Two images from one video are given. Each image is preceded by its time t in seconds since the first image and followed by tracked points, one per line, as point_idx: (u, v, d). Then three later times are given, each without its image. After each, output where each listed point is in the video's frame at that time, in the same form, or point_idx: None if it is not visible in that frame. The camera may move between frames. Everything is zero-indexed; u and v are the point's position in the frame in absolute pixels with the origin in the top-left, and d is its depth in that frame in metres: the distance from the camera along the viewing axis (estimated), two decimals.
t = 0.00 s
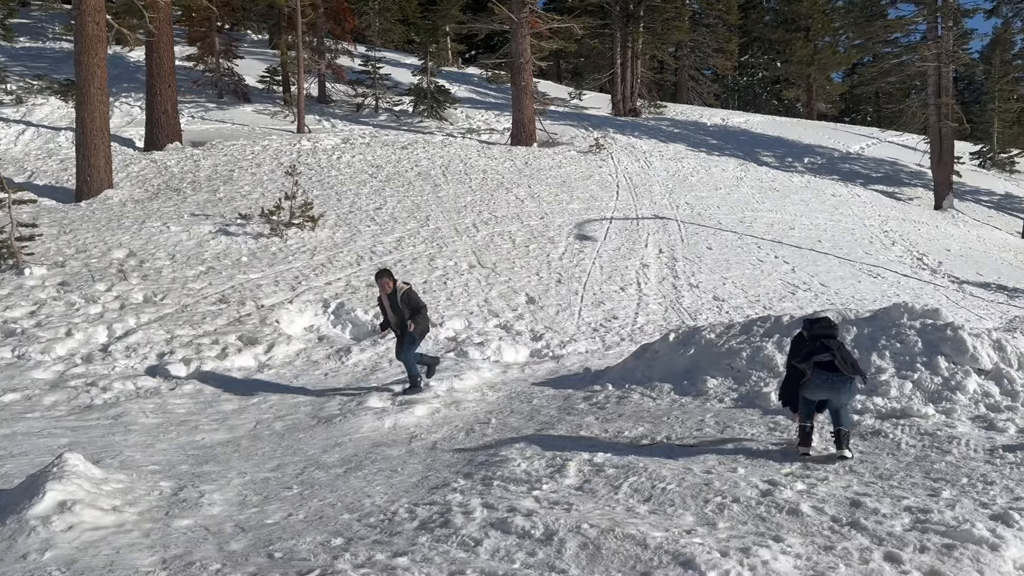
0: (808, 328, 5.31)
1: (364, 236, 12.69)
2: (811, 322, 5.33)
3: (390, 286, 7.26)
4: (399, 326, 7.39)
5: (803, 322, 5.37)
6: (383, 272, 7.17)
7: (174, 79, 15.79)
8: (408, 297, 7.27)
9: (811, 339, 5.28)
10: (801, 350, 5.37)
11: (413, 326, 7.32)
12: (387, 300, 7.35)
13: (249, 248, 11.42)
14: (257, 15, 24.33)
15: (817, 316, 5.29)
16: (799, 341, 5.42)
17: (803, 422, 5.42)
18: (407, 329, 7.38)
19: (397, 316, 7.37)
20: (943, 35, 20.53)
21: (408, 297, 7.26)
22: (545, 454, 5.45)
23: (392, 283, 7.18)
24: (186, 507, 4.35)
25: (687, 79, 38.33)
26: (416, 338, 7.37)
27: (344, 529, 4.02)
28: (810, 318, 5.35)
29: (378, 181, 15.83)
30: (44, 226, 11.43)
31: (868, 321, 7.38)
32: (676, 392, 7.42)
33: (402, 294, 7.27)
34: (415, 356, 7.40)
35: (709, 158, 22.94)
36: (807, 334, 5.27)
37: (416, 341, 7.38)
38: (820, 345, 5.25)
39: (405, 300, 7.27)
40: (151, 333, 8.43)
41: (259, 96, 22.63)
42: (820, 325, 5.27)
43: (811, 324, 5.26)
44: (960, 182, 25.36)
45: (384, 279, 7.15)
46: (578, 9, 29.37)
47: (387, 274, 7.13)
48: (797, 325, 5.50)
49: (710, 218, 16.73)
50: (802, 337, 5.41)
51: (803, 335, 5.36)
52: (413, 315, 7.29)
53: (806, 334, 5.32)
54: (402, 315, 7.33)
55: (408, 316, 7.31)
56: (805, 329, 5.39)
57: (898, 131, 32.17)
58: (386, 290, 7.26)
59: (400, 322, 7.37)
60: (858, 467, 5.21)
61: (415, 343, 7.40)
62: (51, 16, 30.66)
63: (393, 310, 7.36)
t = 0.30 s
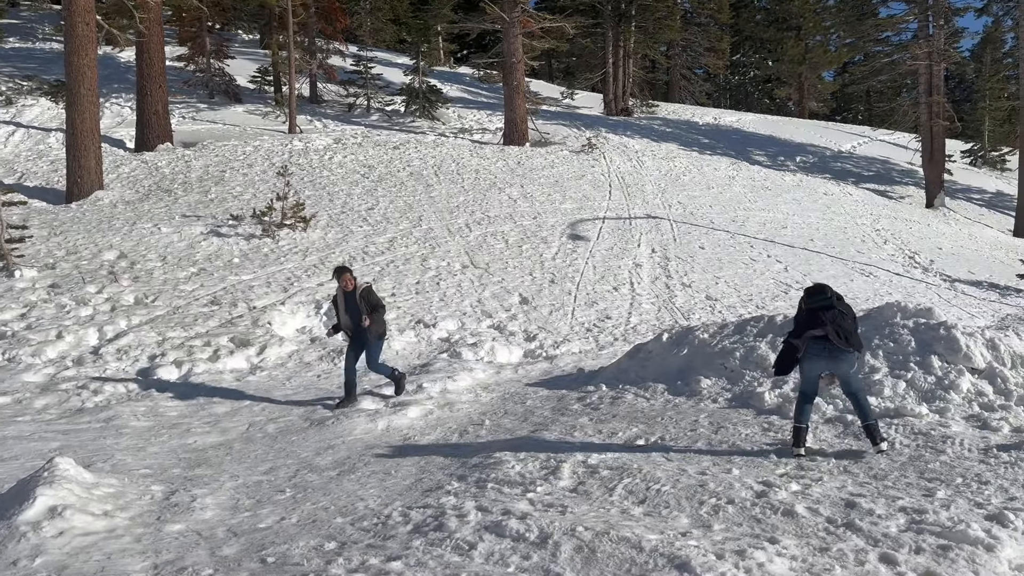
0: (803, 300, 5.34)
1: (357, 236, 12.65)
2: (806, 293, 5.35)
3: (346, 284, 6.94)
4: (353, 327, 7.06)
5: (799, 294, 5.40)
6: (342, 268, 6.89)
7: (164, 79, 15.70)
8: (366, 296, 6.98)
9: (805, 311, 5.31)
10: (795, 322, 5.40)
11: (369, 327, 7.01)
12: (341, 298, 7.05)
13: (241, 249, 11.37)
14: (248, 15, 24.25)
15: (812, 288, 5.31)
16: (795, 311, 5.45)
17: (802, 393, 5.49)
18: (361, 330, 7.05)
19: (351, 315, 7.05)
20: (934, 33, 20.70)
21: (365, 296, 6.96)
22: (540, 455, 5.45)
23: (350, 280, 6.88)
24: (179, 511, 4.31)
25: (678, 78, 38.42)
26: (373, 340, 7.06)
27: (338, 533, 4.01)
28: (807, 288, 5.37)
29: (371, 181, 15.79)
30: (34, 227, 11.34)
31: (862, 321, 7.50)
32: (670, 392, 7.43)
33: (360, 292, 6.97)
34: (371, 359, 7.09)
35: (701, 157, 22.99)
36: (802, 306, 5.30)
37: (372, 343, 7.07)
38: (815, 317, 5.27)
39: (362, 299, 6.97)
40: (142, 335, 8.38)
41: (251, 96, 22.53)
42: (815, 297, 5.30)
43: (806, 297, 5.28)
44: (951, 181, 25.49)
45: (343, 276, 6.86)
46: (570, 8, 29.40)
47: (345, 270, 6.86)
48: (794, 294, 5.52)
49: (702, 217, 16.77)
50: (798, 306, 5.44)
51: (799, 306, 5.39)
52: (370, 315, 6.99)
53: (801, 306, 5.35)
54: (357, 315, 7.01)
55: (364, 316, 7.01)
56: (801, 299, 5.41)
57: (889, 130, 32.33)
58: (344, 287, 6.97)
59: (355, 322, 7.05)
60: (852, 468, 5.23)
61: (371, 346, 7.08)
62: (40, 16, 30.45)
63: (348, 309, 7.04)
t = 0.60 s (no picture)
0: (829, 289, 5.23)
1: (352, 237, 12.60)
2: (832, 281, 5.25)
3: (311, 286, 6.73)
4: (312, 331, 6.76)
5: (824, 281, 5.28)
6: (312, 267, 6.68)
7: (160, 79, 15.64)
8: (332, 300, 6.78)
9: (832, 302, 5.21)
10: (819, 311, 5.28)
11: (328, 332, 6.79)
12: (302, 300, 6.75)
13: (235, 250, 11.32)
14: (244, 15, 24.19)
15: (841, 278, 5.21)
16: (816, 298, 5.34)
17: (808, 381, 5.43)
18: (324, 335, 6.79)
19: (313, 319, 6.78)
20: (931, 33, 20.67)
21: (331, 299, 6.77)
22: (533, 458, 5.41)
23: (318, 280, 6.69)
24: (167, 516, 4.26)
25: (676, 78, 38.44)
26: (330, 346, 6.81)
27: (327, 538, 3.95)
28: (831, 276, 5.27)
29: (367, 181, 15.74)
30: (27, 228, 11.28)
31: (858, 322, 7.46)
32: (666, 393, 7.39)
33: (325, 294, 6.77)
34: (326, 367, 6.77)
35: (698, 157, 22.96)
36: (830, 295, 5.18)
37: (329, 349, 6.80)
38: (844, 311, 5.19)
39: (327, 303, 6.77)
40: (135, 337, 8.32)
41: (247, 96, 22.47)
42: (844, 288, 5.21)
43: (837, 287, 5.17)
44: (948, 180, 25.50)
45: (312, 275, 6.64)
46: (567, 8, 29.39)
47: (313, 269, 6.65)
48: (814, 281, 5.40)
49: (699, 217, 16.74)
50: (819, 294, 5.32)
51: (822, 295, 5.27)
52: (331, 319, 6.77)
53: (827, 294, 5.24)
54: (321, 318, 6.77)
55: (326, 320, 6.78)
56: (824, 286, 5.30)
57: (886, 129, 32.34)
58: (310, 288, 6.74)
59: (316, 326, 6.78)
60: (849, 470, 5.20)
61: (327, 353, 6.81)
62: (36, 17, 30.36)
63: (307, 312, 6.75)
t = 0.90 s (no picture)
0: (834, 290, 5.15)
1: (353, 236, 12.54)
2: (832, 280, 5.18)
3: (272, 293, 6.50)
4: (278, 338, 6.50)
5: (828, 285, 5.17)
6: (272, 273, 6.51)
7: (161, 78, 15.60)
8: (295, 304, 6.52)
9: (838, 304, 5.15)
10: (827, 318, 5.19)
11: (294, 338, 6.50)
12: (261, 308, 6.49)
13: (235, 248, 11.27)
14: (246, 15, 24.15)
15: (842, 281, 5.18)
16: (816, 297, 5.22)
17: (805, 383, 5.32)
18: (292, 338, 6.46)
19: (279, 323, 6.50)
20: (935, 32, 20.58)
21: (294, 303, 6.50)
22: (534, 457, 5.35)
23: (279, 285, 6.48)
24: (162, 515, 4.21)
25: (678, 78, 38.36)
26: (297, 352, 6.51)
27: (324, 538, 3.90)
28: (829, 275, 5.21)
29: (368, 180, 15.69)
30: (27, 227, 11.24)
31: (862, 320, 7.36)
32: (668, 392, 7.33)
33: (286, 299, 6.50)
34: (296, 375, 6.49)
35: (701, 156, 22.88)
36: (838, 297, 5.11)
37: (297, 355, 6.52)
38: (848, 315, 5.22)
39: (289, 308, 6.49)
40: (133, 336, 8.27)
41: (249, 95, 22.44)
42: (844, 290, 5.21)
43: (845, 289, 5.12)
44: (951, 180, 25.38)
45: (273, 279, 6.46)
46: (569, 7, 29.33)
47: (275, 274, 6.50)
48: (808, 278, 5.24)
49: (701, 217, 16.66)
50: (818, 292, 5.21)
51: (826, 298, 5.17)
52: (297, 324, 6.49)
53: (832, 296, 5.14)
54: (286, 322, 6.48)
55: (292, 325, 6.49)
56: (823, 285, 5.20)
57: (890, 129, 32.22)
58: (274, 293, 6.52)
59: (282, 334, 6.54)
60: (853, 470, 5.13)
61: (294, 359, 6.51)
62: (39, 16, 30.37)
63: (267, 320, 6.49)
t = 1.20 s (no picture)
0: (836, 283, 5.12)
1: (362, 236, 12.50)
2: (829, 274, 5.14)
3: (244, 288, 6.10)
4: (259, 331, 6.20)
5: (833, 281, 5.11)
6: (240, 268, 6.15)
7: (170, 78, 15.61)
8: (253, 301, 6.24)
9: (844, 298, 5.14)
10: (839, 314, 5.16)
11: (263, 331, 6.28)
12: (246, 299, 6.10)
13: (244, 249, 11.24)
14: (254, 15, 24.18)
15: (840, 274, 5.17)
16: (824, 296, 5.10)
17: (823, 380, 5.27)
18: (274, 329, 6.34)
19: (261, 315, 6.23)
20: (946, 32, 20.45)
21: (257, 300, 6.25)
22: (547, 460, 5.28)
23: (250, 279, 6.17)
24: (173, 517, 4.17)
25: (686, 78, 38.26)
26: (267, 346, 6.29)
27: (337, 541, 3.85)
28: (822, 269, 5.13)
29: (376, 181, 15.66)
30: (37, 227, 11.25)
31: (877, 322, 7.22)
32: (681, 394, 7.26)
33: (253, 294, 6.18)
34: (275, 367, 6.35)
35: (709, 157, 22.78)
36: (843, 292, 5.08)
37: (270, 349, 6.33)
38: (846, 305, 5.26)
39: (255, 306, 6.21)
40: (143, 336, 8.25)
41: (257, 96, 22.47)
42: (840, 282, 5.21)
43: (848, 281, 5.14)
44: (961, 181, 25.21)
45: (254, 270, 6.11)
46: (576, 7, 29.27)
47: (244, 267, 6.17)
48: (813, 280, 5.05)
49: (711, 217, 16.56)
50: (823, 290, 5.11)
51: (834, 293, 5.12)
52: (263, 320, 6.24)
53: (838, 290, 5.10)
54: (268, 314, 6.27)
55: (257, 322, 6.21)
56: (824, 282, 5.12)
57: (899, 129, 32.04)
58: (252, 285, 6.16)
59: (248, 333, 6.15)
60: (871, 474, 5.05)
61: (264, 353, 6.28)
62: (48, 17, 30.50)
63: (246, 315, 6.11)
